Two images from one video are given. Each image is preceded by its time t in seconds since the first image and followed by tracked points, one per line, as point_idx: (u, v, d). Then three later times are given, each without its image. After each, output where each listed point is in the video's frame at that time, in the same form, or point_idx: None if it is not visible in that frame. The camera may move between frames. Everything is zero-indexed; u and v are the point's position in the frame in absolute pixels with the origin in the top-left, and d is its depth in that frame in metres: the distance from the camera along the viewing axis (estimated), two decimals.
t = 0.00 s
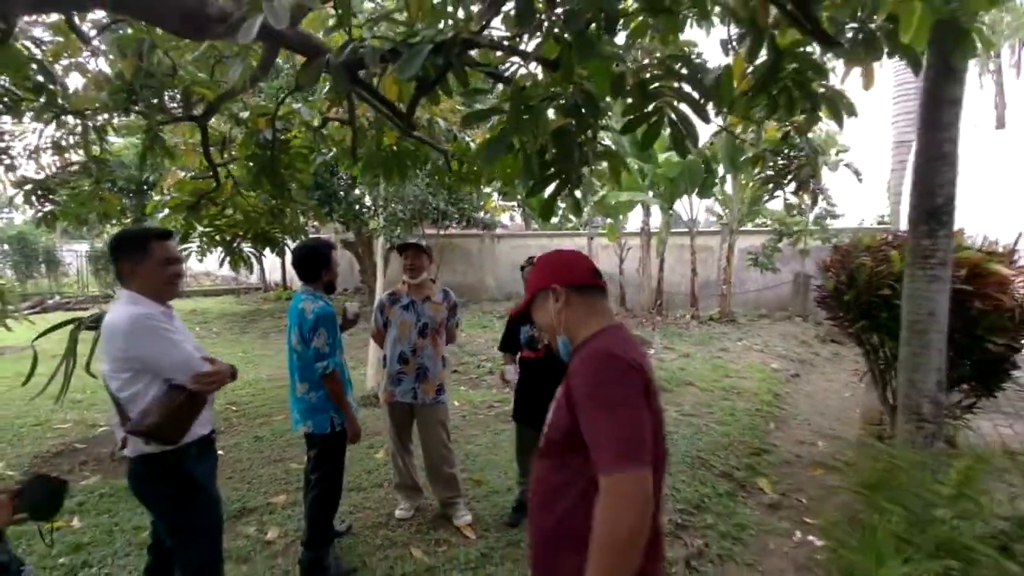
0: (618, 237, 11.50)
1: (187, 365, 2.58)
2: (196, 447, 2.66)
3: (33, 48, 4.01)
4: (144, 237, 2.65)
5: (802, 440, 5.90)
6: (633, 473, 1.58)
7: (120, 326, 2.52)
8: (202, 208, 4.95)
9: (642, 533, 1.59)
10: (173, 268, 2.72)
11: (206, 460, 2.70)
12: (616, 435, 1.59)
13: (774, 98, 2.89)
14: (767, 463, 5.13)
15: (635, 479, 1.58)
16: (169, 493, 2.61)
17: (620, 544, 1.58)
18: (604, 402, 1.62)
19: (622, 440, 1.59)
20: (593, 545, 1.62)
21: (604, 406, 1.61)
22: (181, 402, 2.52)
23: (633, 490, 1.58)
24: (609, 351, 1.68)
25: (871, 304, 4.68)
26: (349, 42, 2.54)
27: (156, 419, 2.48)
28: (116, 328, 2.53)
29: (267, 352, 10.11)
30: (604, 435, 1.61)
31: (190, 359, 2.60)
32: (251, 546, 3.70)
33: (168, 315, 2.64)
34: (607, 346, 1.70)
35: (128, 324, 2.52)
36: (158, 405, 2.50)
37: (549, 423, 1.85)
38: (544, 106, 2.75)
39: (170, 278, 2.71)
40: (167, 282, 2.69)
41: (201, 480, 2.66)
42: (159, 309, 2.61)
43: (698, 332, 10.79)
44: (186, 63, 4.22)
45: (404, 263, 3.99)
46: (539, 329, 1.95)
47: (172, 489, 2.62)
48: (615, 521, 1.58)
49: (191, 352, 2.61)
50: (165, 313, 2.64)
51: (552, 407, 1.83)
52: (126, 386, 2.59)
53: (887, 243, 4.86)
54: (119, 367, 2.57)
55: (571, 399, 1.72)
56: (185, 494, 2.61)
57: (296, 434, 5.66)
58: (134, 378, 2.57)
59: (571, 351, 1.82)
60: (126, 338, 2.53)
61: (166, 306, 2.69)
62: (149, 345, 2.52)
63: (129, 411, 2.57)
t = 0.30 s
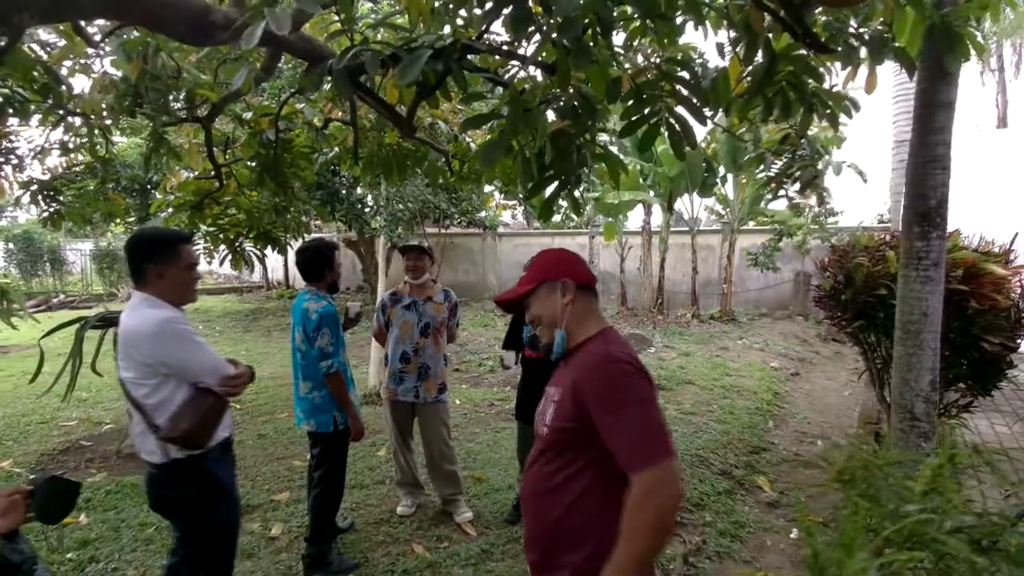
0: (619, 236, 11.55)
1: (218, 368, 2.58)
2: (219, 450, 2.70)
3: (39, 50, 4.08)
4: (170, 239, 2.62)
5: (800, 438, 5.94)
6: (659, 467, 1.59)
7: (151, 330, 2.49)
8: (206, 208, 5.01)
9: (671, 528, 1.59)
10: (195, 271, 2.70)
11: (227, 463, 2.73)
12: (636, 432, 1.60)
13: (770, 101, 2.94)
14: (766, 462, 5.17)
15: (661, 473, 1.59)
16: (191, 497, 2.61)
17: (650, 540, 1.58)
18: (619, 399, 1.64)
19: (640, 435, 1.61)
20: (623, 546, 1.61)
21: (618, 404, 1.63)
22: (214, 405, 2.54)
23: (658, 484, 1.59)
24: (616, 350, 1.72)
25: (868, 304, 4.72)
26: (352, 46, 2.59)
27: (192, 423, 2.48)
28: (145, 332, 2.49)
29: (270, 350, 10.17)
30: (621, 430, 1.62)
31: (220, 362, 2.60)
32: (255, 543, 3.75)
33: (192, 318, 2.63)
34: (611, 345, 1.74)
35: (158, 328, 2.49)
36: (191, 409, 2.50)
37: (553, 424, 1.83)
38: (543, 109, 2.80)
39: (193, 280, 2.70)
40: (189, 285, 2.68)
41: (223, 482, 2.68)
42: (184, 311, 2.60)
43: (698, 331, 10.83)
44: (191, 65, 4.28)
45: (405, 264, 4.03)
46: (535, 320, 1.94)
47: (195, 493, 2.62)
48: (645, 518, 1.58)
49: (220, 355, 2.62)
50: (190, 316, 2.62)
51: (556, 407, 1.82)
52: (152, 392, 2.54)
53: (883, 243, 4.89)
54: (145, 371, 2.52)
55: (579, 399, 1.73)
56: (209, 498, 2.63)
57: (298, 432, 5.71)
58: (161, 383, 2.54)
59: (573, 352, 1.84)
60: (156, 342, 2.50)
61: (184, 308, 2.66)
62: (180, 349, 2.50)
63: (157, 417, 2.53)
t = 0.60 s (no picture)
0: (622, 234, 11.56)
1: (244, 375, 2.58)
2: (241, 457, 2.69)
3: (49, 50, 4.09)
4: (202, 241, 2.62)
5: (805, 438, 5.95)
6: (680, 481, 1.63)
7: (179, 337, 2.49)
8: (213, 206, 5.01)
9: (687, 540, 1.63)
10: (228, 272, 2.73)
11: (252, 471, 2.72)
12: (666, 446, 1.63)
13: (781, 101, 2.94)
14: (771, 461, 5.18)
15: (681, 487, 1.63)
16: (213, 505, 2.63)
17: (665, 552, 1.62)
18: (647, 413, 1.66)
19: (672, 450, 1.63)
20: (646, 554, 1.64)
21: (645, 418, 1.66)
22: (239, 413, 2.55)
23: (679, 498, 1.63)
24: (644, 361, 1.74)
25: (875, 304, 4.72)
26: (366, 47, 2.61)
27: (216, 430, 2.49)
28: (173, 338, 2.49)
29: (273, 349, 10.18)
30: (653, 443, 1.64)
31: (247, 369, 2.60)
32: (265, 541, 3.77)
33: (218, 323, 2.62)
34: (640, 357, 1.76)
35: (186, 335, 2.48)
36: (217, 417, 2.50)
37: (577, 432, 1.83)
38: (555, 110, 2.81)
39: (227, 282, 2.73)
40: (222, 286, 2.71)
41: (243, 491, 2.67)
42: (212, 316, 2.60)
43: (702, 330, 10.83)
44: (199, 65, 4.29)
45: (414, 264, 4.04)
46: (557, 315, 1.92)
47: (218, 501, 2.63)
48: (663, 530, 1.62)
49: (247, 361, 2.62)
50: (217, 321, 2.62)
51: (582, 415, 1.82)
52: (179, 398, 2.58)
53: (890, 243, 4.89)
54: (173, 377, 2.55)
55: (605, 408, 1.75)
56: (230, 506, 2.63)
57: (305, 431, 5.73)
58: (189, 389, 2.57)
59: (598, 360, 1.85)
60: (183, 349, 2.50)
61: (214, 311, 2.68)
62: (208, 356, 2.50)
63: (184, 423, 2.57)
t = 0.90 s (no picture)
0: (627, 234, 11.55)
1: (258, 381, 2.57)
2: (256, 462, 2.68)
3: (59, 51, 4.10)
4: (227, 245, 2.66)
5: (811, 439, 5.94)
6: (693, 493, 1.65)
7: (194, 339, 2.53)
8: (220, 206, 5.02)
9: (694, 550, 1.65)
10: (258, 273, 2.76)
11: (263, 474, 2.69)
12: (681, 454, 1.65)
13: (792, 103, 2.95)
14: (778, 462, 5.18)
15: (692, 496, 1.65)
16: (226, 508, 2.64)
17: (671, 559, 1.65)
18: (663, 420, 1.67)
19: (686, 458, 1.65)
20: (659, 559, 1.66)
21: (661, 427, 1.67)
22: (250, 418, 2.54)
23: (690, 508, 1.65)
24: (664, 371, 1.74)
25: (883, 305, 4.71)
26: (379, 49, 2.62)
27: (224, 434, 2.50)
28: (189, 340, 2.54)
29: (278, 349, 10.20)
30: (669, 450, 1.66)
31: (262, 374, 2.59)
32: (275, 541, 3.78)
33: (236, 327, 2.63)
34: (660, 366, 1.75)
35: (200, 337, 2.52)
36: (227, 421, 2.51)
37: (589, 437, 1.84)
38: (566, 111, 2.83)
39: (257, 284, 2.76)
40: (253, 288, 2.73)
41: (254, 496, 2.65)
42: (230, 320, 2.62)
43: (706, 330, 10.82)
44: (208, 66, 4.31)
45: (423, 266, 4.05)
46: (580, 318, 1.90)
47: (230, 504, 2.64)
48: (671, 538, 1.64)
49: (261, 366, 2.61)
50: (235, 325, 2.64)
51: (595, 420, 1.82)
52: (196, 398, 2.62)
53: (898, 244, 4.89)
54: (189, 378, 2.59)
55: (622, 414, 1.75)
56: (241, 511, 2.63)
57: (311, 430, 5.74)
58: (204, 391, 2.60)
59: (615, 364, 1.86)
60: (198, 351, 2.54)
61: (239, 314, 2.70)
62: (219, 360, 2.53)
63: (198, 423, 2.60)
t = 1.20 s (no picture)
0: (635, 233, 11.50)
1: (271, 371, 2.56)
2: (282, 454, 2.68)
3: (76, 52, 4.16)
4: (252, 239, 2.70)
5: (824, 439, 5.90)
6: (701, 483, 1.62)
7: (213, 328, 2.63)
8: (232, 205, 5.07)
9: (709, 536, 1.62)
10: (287, 266, 2.75)
11: (288, 468, 2.68)
12: (689, 443, 1.63)
13: (806, 102, 2.94)
14: (790, 462, 5.14)
15: (705, 484, 1.63)
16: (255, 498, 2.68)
17: (685, 548, 1.62)
18: (671, 409, 1.65)
19: (695, 448, 1.63)
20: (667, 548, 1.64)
21: (670, 416, 1.65)
22: (266, 407, 2.57)
23: (699, 499, 1.62)
24: (671, 362, 1.72)
25: (898, 304, 4.67)
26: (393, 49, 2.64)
27: (239, 421, 2.55)
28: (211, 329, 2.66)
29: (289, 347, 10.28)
30: (677, 440, 1.64)
31: (277, 364, 2.58)
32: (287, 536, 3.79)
33: (257, 318, 2.65)
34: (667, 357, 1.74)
35: (217, 327, 2.61)
36: (242, 409, 2.57)
37: (599, 428, 1.82)
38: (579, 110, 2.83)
39: (287, 276, 2.75)
40: (281, 281, 2.72)
41: (280, 489, 2.68)
42: (254, 312, 2.65)
43: (716, 330, 10.76)
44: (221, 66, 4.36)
45: (435, 264, 4.06)
46: (596, 311, 1.89)
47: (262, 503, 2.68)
48: (682, 525, 1.61)
49: (273, 356, 2.59)
50: (257, 316, 2.66)
51: (605, 411, 1.81)
52: (224, 383, 2.74)
53: (914, 242, 4.83)
54: (217, 365, 2.72)
55: (629, 405, 1.74)
56: (267, 501, 2.66)
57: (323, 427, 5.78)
58: (229, 377, 2.71)
59: (626, 358, 1.85)
60: (218, 339, 2.65)
61: (266, 307, 2.71)
62: (231, 349, 2.58)
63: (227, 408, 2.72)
